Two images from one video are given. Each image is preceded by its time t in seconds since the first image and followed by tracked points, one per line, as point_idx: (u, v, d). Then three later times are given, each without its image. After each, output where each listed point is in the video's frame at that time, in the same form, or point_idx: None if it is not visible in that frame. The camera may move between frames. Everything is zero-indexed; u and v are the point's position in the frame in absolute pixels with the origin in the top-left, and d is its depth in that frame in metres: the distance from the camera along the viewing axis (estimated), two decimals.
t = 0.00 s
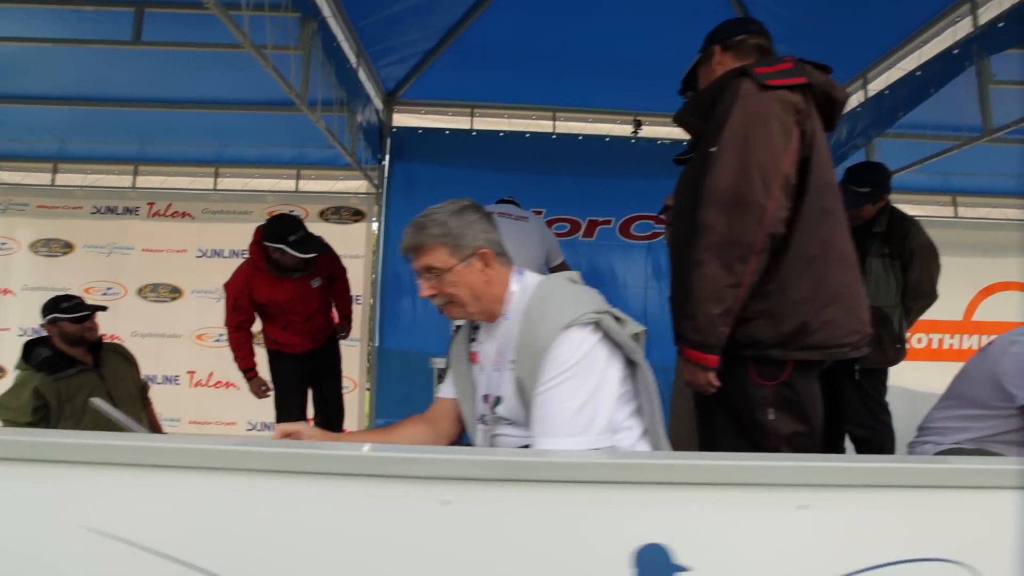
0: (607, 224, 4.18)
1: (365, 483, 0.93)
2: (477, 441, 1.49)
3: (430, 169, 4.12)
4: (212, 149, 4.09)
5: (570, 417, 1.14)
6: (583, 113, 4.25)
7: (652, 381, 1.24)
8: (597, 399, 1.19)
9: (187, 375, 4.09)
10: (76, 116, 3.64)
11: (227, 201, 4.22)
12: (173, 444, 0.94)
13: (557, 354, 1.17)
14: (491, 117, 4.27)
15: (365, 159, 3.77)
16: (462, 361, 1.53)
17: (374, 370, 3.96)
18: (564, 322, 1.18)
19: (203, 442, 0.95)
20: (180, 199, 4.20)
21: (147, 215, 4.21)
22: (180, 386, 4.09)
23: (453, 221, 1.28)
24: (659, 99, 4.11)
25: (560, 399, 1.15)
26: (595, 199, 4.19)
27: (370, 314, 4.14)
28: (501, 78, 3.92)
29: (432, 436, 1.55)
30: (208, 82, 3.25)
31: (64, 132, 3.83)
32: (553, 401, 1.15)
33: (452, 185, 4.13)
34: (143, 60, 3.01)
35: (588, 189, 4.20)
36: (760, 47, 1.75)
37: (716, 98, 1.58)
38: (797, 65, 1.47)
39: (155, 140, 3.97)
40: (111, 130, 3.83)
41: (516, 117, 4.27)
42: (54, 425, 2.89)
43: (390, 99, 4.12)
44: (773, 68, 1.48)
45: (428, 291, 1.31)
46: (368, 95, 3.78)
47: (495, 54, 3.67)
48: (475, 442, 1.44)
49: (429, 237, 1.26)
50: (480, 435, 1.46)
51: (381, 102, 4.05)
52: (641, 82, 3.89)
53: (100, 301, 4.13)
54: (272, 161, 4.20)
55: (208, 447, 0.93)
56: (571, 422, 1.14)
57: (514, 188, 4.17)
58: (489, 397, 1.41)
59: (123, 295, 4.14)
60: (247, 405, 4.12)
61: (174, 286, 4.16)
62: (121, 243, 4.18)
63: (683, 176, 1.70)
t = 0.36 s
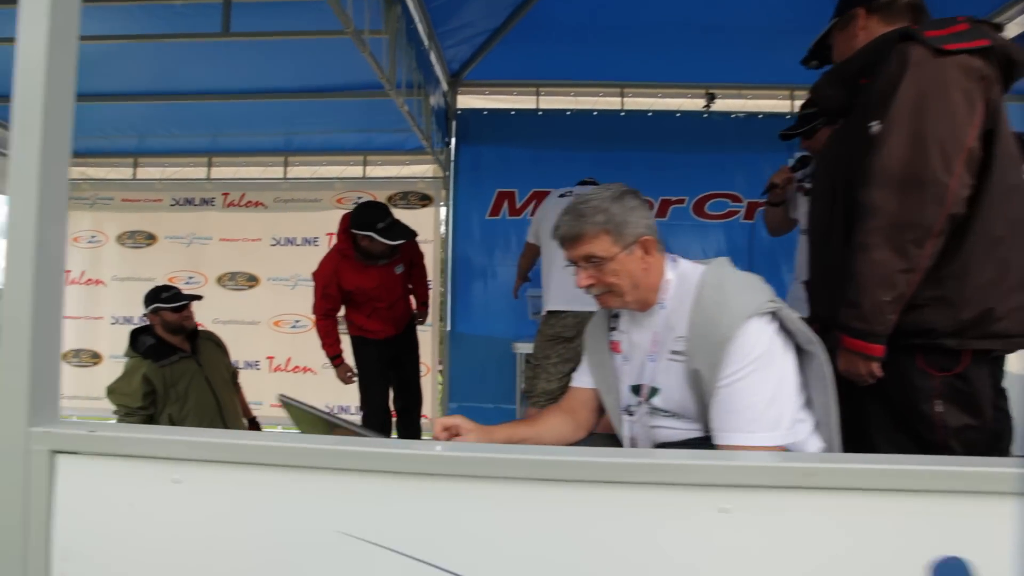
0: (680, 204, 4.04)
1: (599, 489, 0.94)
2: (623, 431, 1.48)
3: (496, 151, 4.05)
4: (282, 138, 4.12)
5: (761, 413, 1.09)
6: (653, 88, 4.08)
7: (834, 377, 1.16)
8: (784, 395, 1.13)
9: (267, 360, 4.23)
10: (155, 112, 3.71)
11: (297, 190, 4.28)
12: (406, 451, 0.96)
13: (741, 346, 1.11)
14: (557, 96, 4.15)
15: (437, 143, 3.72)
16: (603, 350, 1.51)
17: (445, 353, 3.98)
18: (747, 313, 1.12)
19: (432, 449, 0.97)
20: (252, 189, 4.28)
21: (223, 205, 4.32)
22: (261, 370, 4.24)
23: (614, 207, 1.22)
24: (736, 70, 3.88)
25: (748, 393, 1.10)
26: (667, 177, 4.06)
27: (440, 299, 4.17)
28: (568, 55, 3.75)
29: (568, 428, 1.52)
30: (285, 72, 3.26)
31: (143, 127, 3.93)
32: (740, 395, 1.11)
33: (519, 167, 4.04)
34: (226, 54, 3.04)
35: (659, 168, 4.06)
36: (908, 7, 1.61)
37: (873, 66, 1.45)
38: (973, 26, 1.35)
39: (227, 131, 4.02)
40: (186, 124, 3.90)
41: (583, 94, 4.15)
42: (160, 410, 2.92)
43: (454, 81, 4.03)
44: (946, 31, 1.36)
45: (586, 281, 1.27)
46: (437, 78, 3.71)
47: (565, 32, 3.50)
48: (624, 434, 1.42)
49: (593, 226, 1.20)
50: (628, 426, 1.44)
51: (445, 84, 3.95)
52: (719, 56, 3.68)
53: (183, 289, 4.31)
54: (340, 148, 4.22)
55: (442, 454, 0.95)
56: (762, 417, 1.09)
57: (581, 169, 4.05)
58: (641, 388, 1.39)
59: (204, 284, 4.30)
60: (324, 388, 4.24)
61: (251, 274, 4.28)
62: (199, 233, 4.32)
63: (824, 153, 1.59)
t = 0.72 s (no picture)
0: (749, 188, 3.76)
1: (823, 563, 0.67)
2: (749, 446, 1.29)
3: (552, 132, 3.84)
4: (329, 121, 4.00)
5: (973, 440, 0.88)
6: (721, 63, 3.77)
7: None
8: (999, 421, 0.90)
9: (314, 347, 4.18)
10: (204, 94, 3.63)
11: (345, 173, 4.18)
12: (570, 503, 0.72)
13: (945, 357, 0.90)
14: (616, 74, 3.93)
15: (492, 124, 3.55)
16: (725, 353, 1.33)
17: (496, 343, 3.82)
18: (951, 315, 0.91)
19: (600, 500, 0.73)
20: (300, 173, 4.20)
21: (270, 189, 4.25)
22: (308, 358, 4.18)
23: (769, 187, 1.02)
24: (817, 42, 3.52)
25: (955, 415, 0.89)
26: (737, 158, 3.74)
27: (490, 287, 4.02)
28: (632, 28, 3.48)
29: (685, 443, 1.35)
30: (337, 50, 3.11)
31: (193, 110, 3.87)
32: (944, 417, 0.90)
33: (576, 149, 3.83)
34: (279, 31, 2.91)
35: (728, 149, 3.75)
36: None
37: None
38: None
39: (274, 114, 3.91)
40: (234, 106, 3.81)
41: (645, 71, 3.90)
42: (214, 398, 2.85)
43: (508, 58, 3.80)
44: None
45: (730, 276, 1.08)
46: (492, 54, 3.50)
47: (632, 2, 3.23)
48: (755, 449, 1.24)
49: (746, 210, 1.01)
50: (757, 441, 1.26)
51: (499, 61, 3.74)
52: (801, 27, 3.34)
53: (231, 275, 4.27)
54: (389, 130, 4.11)
55: (619, 509, 0.71)
56: (976, 446, 0.88)
57: (641, 152, 3.80)
58: (779, 398, 1.20)
59: (252, 269, 4.25)
60: (371, 378, 4.16)
61: (299, 260, 4.21)
62: (247, 218, 4.26)
63: (983, 127, 1.35)
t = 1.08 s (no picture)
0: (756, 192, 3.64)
1: None
2: (792, 484, 1.15)
3: (554, 133, 3.71)
4: (322, 119, 3.84)
5: None
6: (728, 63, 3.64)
7: None
8: None
9: (306, 356, 4.01)
10: (189, 90, 3.44)
11: (338, 175, 4.02)
12: None
13: None
14: (620, 74, 3.79)
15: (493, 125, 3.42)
16: (766, 381, 1.19)
17: (495, 351, 3.69)
18: None
19: None
20: (290, 174, 4.04)
21: (259, 191, 4.08)
22: (299, 366, 4.02)
23: (836, 202, 0.93)
24: (828, 42, 3.41)
25: None
26: (744, 161, 3.63)
27: (489, 293, 3.88)
28: (638, 27, 3.35)
29: (724, 479, 1.21)
30: (329, 46, 2.95)
31: (178, 107, 3.68)
32: None
33: (578, 151, 3.70)
34: (269, 24, 2.74)
35: (735, 151, 3.64)
36: None
37: None
38: None
39: (264, 112, 3.74)
40: (221, 104, 3.63)
41: (649, 71, 3.77)
42: (200, 413, 2.68)
43: (509, 56, 3.66)
44: None
45: (787, 301, 0.97)
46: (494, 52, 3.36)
47: None
48: (800, 489, 1.10)
49: (809, 226, 0.92)
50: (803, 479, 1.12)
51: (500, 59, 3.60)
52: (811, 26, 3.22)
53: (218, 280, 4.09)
54: (385, 130, 3.95)
55: None
56: None
57: (646, 154, 3.68)
58: (832, 433, 1.08)
59: (241, 274, 4.07)
60: (364, 387, 4.00)
61: (290, 264, 4.04)
62: (236, 221, 4.08)
63: None
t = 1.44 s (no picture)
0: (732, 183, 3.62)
1: None
2: (785, 484, 1.10)
3: (528, 127, 3.64)
4: (287, 117, 3.68)
5: None
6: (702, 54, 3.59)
7: None
8: None
9: (277, 363, 3.86)
10: (143, 87, 3.24)
11: (306, 174, 3.86)
12: None
13: None
14: (593, 66, 3.71)
15: (466, 120, 3.32)
16: (754, 377, 1.14)
17: (474, 351, 3.60)
18: None
19: None
20: (256, 174, 3.87)
21: (223, 193, 3.90)
22: (270, 374, 3.86)
23: (826, 187, 0.88)
24: (798, 33, 3.40)
25: None
26: (719, 152, 3.61)
27: (467, 292, 3.79)
28: (610, 19, 3.29)
29: (715, 481, 1.15)
30: (291, 38, 2.82)
31: (132, 105, 3.48)
32: None
33: (553, 145, 3.64)
34: (224, 15, 2.58)
35: (710, 143, 3.62)
36: None
37: None
38: None
39: (225, 110, 3.57)
40: (178, 101, 3.44)
41: (623, 63, 3.69)
42: (163, 428, 2.53)
43: (480, 49, 3.56)
44: None
45: (778, 294, 0.92)
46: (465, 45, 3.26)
47: None
48: (793, 489, 1.05)
49: (800, 215, 0.87)
50: (795, 479, 1.07)
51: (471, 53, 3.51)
52: (782, 17, 3.20)
53: (182, 287, 3.89)
54: (354, 126, 3.81)
55: None
56: None
57: (621, 147, 3.63)
58: (826, 430, 1.03)
59: (206, 281, 3.89)
60: (340, 394, 3.86)
61: (258, 269, 3.88)
62: (199, 224, 3.90)
63: None
